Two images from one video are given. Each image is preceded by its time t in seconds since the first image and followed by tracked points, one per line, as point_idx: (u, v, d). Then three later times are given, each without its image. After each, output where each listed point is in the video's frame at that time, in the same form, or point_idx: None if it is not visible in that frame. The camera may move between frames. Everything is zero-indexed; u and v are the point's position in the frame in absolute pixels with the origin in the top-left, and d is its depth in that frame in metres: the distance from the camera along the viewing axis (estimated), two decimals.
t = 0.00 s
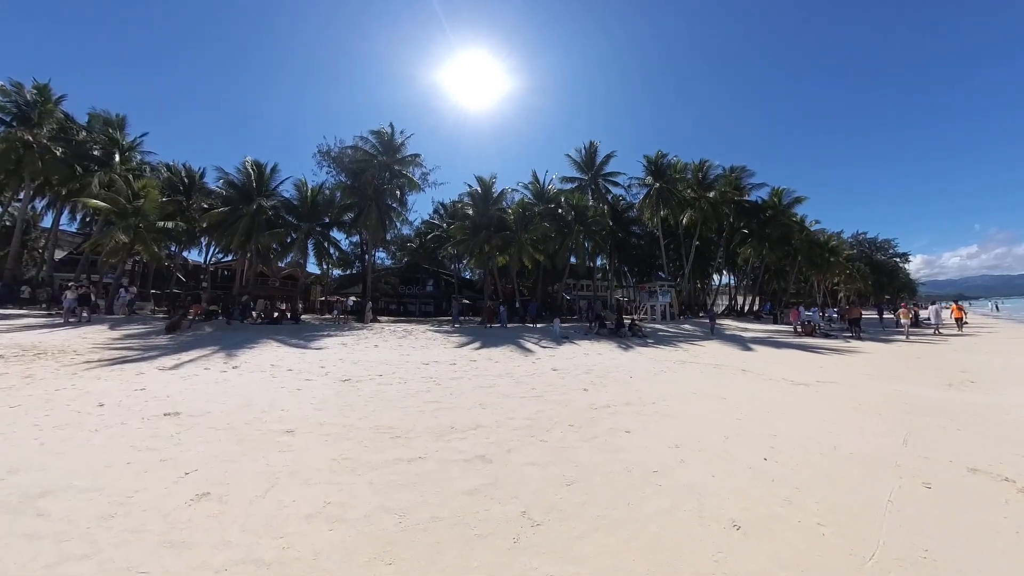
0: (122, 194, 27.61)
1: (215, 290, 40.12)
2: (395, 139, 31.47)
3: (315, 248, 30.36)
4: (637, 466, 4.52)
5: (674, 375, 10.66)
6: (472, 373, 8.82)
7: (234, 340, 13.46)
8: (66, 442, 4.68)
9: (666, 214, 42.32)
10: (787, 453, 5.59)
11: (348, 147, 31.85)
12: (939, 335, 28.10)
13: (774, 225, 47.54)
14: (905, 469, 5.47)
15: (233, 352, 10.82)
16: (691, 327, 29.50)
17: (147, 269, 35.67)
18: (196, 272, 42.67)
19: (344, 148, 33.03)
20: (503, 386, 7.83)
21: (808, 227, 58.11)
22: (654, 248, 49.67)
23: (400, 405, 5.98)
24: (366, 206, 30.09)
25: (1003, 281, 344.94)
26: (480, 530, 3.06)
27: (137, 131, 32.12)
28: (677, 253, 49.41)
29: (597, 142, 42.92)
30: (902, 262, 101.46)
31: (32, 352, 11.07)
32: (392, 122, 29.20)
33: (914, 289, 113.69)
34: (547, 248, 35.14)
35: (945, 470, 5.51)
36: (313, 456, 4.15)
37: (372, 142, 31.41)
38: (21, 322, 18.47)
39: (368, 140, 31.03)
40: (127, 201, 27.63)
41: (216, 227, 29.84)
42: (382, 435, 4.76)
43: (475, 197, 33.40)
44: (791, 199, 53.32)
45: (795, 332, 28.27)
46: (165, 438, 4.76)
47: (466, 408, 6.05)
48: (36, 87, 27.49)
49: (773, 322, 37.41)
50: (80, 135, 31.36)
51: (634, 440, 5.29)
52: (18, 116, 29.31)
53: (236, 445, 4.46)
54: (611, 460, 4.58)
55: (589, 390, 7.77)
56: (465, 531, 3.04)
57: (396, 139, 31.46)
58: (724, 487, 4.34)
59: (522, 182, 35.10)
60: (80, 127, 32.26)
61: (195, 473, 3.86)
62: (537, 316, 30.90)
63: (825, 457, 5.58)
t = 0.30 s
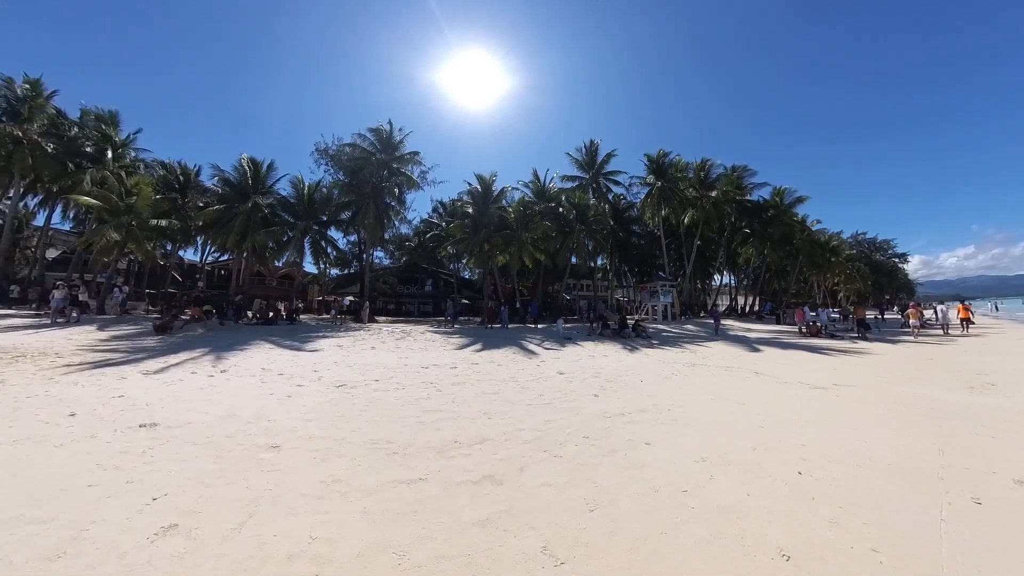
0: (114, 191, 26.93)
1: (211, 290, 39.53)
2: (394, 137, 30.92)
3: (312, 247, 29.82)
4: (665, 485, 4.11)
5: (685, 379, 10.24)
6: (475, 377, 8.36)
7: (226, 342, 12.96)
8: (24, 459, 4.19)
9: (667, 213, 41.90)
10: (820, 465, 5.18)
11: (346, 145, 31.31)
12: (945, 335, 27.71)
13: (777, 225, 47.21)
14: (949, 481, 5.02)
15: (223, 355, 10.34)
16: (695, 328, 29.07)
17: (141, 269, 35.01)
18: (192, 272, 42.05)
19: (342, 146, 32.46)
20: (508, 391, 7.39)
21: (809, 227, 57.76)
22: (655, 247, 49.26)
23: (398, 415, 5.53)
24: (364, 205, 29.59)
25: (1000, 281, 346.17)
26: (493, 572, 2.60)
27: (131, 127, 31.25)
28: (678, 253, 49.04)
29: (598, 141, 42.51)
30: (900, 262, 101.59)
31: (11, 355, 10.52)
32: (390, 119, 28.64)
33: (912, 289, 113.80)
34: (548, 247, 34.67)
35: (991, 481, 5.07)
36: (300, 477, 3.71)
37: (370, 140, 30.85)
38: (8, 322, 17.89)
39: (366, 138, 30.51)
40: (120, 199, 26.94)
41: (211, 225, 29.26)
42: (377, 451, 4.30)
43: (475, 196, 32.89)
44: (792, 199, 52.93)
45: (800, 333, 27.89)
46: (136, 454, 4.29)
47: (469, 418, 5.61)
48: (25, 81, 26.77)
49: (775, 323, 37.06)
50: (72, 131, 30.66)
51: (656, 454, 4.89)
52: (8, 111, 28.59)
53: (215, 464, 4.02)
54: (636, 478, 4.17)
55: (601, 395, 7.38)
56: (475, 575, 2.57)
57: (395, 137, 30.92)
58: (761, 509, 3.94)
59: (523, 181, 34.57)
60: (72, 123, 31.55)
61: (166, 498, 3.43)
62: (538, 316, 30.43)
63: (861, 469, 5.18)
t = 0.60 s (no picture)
0: (102, 186, 26.08)
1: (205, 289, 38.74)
2: (391, 133, 30.31)
3: (307, 245, 29.16)
4: (702, 508, 3.81)
5: (696, 382, 9.80)
6: (476, 381, 7.85)
7: (212, 343, 12.31)
8: None
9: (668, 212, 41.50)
10: (859, 478, 4.82)
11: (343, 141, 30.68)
12: (949, 336, 27.42)
13: (777, 224, 47.05)
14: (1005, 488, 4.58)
15: (209, 356, 9.73)
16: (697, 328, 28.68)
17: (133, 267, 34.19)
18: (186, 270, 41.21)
19: (338, 143, 31.83)
20: (513, 397, 6.89)
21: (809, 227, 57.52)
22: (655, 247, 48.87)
23: (394, 426, 5.01)
24: (361, 202, 28.96)
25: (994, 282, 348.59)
26: None
27: (121, 122, 30.37)
28: (679, 253, 48.68)
29: (598, 139, 42.05)
30: (897, 262, 101.81)
31: None
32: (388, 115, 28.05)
33: (909, 290, 114.17)
34: (548, 247, 34.15)
35: None
36: (279, 506, 3.21)
37: (367, 136, 30.23)
38: None
39: (363, 134, 29.88)
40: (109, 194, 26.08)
41: (204, 223, 28.51)
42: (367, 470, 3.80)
43: (474, 193, 32.34)
44: (793, 199, 52.65)
45: (803, 333, 27.53)
46: (90, 473, 3.75)
47: (473, 429, 5.11)
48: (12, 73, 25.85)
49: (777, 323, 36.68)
50: (60, 125, 29.74)
51: (684, 470, 4.57)
52: None
53: (180, 488, 3.47)
54: (668, 501, 3.84)
55: (616, 402, 7.05)
56: None
57: (392, 133, 30.31)
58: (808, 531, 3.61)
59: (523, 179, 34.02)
60: (61, 117, 30.64)
61: (114, 531, 2.90)
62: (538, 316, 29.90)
63: (905, 479, 4.85)
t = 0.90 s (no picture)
0: (90, 181, 25.19)
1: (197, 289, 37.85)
2: (389, 130, 29.69)
3: (302, 243, 28.45)
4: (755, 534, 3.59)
5: (711, 386, 9.39)
6: (481, 387, 7.32)
7: (200, 345, 11.71)
8: None
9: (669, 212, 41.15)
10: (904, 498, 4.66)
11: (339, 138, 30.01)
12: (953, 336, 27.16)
13: (778, 225, 46.94)
14: None
15: (193, 360, 9.14)
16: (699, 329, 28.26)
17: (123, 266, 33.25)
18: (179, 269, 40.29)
19: (334, 139, 31.16)
20: (521, 406, 6.37)
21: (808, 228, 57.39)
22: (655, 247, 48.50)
23: (393, 441, 4.51)
24: (358, 199, 28.33)
25: (987, 283, 351.87)
26: None
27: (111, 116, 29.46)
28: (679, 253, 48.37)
29: (599, 138, 41.61)
30: (893, 263, 102.20)
31: None
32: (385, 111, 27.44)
33: (905, 290, 114.74)
34: (548, 246, 33.62)
35: None
36: (257, 550, 2.68)
37: (364, 133, 29.58)
38: None
39: (360, 131, 29.24)
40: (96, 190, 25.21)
41: (196, 220, 27.72)
42: (362, 501, 3.29)
43: (473, 191, 31.78)
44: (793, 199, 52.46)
45: (807, 334, 27.18)
46: (34, 505, 3.19)
47: (483, 444, 4.63)
48: None
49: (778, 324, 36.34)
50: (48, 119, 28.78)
51: (724, 489, 4.37)
52: None
53: (140, 526, 2.94)
54: (714, 527, 3.57)
55: (635, 407, 6.81)
56: None
57: (390, 130, 29.70)
58: (867, 562, 3.45)
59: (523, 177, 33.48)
60: (48, 110, 29.68)
61: None
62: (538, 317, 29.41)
63: (954, 501, 4.64)
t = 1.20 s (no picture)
0: (76, 175, 24.27)
1: (188, 288, 36.98)
2: (387, 127, 29.07)
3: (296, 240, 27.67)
4: (816, 558, 3.21)
5: (727, 390, 8.95)
6: (486, 392, 6.81)
7: (187, 347, 11.08)
8: None
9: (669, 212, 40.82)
10: (962, 510, 4.29)
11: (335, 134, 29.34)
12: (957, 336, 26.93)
13: (778, 225, 46.70)
14: None
15: (177, 363, 8.55)
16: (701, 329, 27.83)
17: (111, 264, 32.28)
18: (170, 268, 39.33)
19: (331, 136, 30.46)
20: (532, 414, 5.86)
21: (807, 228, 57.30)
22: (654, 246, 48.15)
23: (394, 459, 3.97)
24: (354, 196, 27.68)
25: (978, 284, 355.91)
26: None
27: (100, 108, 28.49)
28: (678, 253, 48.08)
29: (599, 136, 41.18)
30: (888, 264, 102.91)
31: None
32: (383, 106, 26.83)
33: (900, 291, 115.30)
34: (548, 245, 33.09)
35: None
36: None
37: (362, 129, 28.93)
38: None
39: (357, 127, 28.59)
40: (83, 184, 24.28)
41: (187, 216, 26.88)
42: (360, 541, 2.75)
43: (472, 188, 31.21)
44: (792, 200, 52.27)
45: (810, 335, 26.84)
46: None
47: (496, 461, 4.11)
48: None
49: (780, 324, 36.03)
50: (33, 111, 27.81)
51: (769, 505, 4.00)
52: None
53: None
54: (770, 553, 3.18)
55: (655, 413, 6.42)
56: None
57: (387, 126, 29.09)
58: None
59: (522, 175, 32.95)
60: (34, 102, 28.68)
61: None
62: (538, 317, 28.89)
63: (1014, 511, 4.28)
